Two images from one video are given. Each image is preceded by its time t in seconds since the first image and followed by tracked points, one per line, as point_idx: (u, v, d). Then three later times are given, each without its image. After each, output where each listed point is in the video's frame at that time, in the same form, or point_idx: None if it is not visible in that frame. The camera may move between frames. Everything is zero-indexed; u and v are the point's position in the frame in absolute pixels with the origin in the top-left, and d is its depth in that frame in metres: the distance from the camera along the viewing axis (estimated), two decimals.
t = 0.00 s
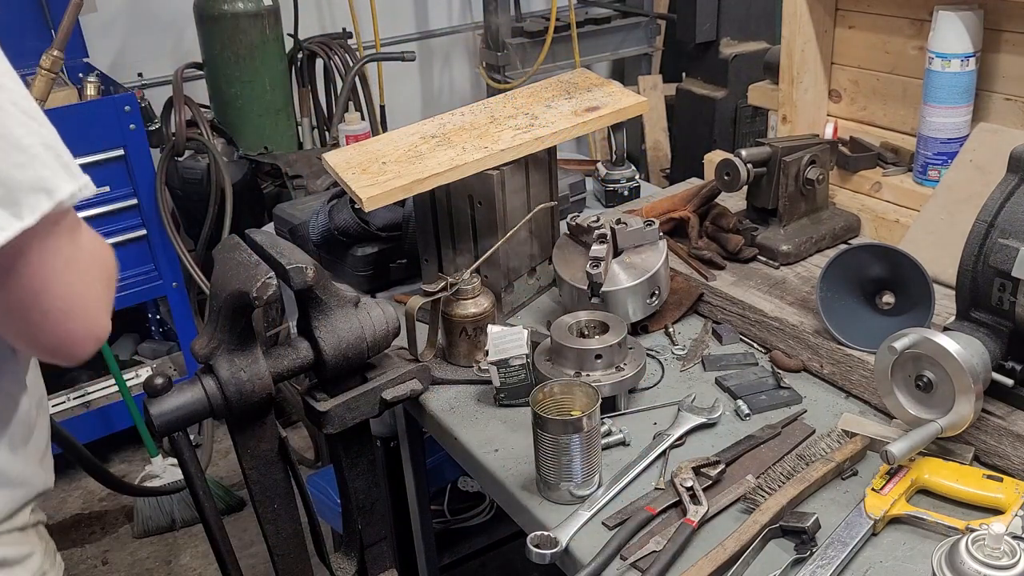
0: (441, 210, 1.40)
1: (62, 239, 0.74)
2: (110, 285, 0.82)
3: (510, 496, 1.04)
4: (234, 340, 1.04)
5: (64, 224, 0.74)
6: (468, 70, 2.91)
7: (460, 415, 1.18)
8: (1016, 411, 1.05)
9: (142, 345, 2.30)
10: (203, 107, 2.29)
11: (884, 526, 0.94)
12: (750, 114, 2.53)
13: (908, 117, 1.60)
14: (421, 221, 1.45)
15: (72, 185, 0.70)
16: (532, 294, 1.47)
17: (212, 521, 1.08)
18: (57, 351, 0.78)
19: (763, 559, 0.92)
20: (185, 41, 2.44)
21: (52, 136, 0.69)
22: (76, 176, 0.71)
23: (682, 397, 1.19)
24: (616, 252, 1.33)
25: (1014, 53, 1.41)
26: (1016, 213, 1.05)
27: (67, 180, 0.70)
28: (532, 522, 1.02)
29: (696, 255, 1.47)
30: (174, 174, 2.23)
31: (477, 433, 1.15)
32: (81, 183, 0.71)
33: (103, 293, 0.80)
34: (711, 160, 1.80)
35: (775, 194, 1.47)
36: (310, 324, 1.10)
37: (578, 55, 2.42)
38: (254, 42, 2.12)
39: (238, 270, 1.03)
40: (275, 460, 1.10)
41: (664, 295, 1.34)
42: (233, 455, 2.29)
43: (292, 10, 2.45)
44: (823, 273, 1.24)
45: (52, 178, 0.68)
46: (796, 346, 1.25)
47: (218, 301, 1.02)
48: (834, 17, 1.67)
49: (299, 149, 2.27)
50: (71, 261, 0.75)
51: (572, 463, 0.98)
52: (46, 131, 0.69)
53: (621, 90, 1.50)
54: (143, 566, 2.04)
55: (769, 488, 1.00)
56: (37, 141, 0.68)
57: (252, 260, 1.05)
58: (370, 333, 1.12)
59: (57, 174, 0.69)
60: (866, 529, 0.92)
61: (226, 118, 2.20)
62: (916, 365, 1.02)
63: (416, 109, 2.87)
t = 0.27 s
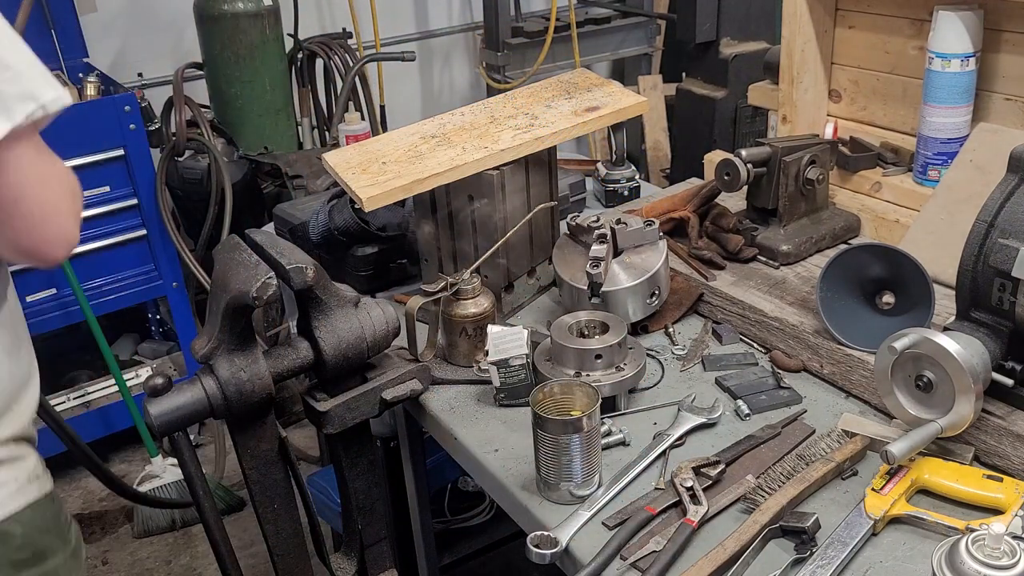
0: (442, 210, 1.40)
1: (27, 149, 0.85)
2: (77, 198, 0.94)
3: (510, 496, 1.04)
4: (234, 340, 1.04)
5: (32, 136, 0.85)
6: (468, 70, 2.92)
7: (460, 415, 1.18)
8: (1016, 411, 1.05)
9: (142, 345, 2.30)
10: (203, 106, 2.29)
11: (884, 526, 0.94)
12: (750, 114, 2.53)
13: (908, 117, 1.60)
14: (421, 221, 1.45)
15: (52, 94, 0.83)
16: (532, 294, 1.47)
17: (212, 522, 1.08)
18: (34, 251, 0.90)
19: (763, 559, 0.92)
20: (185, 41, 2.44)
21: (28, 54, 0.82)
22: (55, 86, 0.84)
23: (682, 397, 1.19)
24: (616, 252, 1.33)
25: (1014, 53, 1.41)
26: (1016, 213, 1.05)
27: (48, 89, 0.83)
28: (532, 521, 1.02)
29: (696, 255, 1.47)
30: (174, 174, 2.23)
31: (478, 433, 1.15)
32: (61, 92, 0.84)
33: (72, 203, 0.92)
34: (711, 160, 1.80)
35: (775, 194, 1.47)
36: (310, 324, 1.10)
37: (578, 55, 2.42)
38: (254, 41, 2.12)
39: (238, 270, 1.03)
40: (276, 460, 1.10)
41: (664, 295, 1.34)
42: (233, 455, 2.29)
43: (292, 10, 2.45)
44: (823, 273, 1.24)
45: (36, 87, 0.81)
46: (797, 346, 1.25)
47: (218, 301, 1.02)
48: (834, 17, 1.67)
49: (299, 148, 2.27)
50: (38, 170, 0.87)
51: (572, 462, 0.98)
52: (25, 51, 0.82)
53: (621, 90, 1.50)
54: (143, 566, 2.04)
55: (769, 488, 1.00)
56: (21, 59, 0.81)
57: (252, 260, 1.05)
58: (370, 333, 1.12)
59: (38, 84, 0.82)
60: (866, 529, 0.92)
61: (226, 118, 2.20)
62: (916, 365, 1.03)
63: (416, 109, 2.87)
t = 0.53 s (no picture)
0: (441, 210, 1.40)
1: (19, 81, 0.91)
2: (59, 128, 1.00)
3: (510, 496, 1.04)
4: (234, 340, 1.04)
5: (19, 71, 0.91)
6: (468, 70, 2.92)
7: (460, 415, 1.18)
8: (1016, 411, 1.05)
9: (142, 345, 2.30)
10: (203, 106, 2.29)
11: (884, 526, 0.94)
12: (750, 114, 2.53)
13: (908, 117, 1.60)
14: (421, 221, 1.45)
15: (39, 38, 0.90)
16: (532, 294, 1.47)
17: (211, 522, 1.08)
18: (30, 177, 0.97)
19: (763, 559, 0.92)
20: (185, 41, 2.44)
21: None
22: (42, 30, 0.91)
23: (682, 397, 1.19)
24: (616, 252, 1.33)
25: (1014, 53, 1.41)
26: (1016, 213, 1.05)
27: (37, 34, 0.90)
28: (531, 521, 1.02)
29: (696, 255, 1.47)
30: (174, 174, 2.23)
31: (478, 433, 1.15)
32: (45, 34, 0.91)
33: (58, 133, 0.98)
34: (711, 160, 1.80)
35: (775, 194, 1.47)
36: (310, 324, 1.10)
37: (578, 55, 2.42)
38: (254, 41, 2.12)
39: (238, 270, 1.03)
40: (276, 460, 1.10)
41: (664, 295, 1.34)
42: (233, 455, 2.29)
43: (292, 10, 2.45)
44: (823, 273, 1.24)
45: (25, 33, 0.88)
46: (797, 346, 1.25)
47: (218, 301, 1.02)
48: (834, 17, 1.67)
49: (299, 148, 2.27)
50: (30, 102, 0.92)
51: (572, 462, 0.98)
52: None
53: (621, 90, 1.50)
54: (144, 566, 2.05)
55: (769, 489, 1.00)
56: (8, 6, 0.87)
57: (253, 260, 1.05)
58: (370, 333, 1.12)
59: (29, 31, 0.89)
60: (866, 529, 0.92)
61: (226, 118, 2.20)
62: (916, 365, 1.02)
63: (416, 109, 2.87)
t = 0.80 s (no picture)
0: (442, 210, 1.40)
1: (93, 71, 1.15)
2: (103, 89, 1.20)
3: (510, 496, 1.04)
4: (234, 340, 1.04)
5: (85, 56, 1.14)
6: (467, 70, 2.92)
7: (460, 415, 1.19)
8: (1016, 411, 1.05)
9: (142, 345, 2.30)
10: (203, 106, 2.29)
11: (884, 526, 0.94)
12: (750, 114, 2.54)
13: (908, 117, 1.60)
14: (421, 221, 1.45)
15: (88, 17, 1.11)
16: (531, 294, 1.47)
17: (212, 523, 1.08)
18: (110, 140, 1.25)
19: (763, 559, 0.92)
20: (185, 41, 2.44)
21: None
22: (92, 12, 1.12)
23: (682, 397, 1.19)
24: (616, 252, 1.33)
25: (1014, 53, 1.41)
26: (1016, 213, 1.05)
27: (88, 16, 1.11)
28: (531, 521, 1.02)
29: (696, 255, 1.47)
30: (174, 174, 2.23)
31: (478, 433, 1.15)
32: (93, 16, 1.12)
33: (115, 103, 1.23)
34: (711, 160, 1.80)
35: (775, 194, 1.47)
36: (310, 324, 1.10)
37: (578, 55, 2.42)
38: (254, 41, 2.12)
39: (238, 270, 1.03)
40: (276, 460, 1.10)
41: (664, 295, 1.34)
42: (232, 455, 2.29)
43: (292, 11, 2.45)
44: (823, 273, 1.24)
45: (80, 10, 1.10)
46: (797, 346, 1.25)
47: (218, 301, 1.02)
48: (834, 17, 1.67)
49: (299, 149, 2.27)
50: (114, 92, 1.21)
51: (572, 462, 0.98)
52: None
53: (621, 90, 1.50)
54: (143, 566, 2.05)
55: (768, 489, 1.00)
56: None
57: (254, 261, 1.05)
58: (370, 332, 1.12)
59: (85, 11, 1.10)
60: (866, 529, 0.92)
61: (226, 118, 2.20)
62: (916, 365, 1.03)
63: (416, 110, 2.87)
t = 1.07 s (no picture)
0: (441, 210, 1.40)
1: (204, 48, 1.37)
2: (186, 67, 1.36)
3: (510, 496, 1.04)
4: (234, 340, 1.04)
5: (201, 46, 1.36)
6: (467, 70, 2.92)
7: (460, 414, 1.19)
8: (1016, 411, 1.05)
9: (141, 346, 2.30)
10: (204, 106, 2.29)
11: (884, 526, 0.94)
12: (750, 114, 2.54)
13: (908, 117, 1.60)
14: (421, 221, 1.45)
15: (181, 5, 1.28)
16: (532, 294, 1.47)
17: (212, 523, 1.08)
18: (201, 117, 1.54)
19: (763, 559, 0.92)
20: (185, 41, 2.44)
21: None
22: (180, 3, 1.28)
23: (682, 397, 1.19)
24: (616, 252, 1.33)
25: (1014, 53, 1.41)
26: (1016, 212, 1.05)
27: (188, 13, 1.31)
28: (531, 521, 1.02)
29: (696, 255, 1.47)
30: (174, 175, 2.23)
31: (477, 433, 1.15)
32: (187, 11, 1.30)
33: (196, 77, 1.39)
34: (711, 160, 1.80)
35: (774, 194, 1.47)
36: (310, 324, 1.10)
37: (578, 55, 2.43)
38: (254, 41, 2.12)
39: (237, 270, 1.03)
40: (275, 460, 1.10)
41: (664, 295, 1.34)
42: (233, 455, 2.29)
43: (292, 11, 2.45)
44: (823, 273, 1.24)
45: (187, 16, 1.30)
46: (797, 346, 1.25)
47: (218, 301, 1.02)
48: (834, 17, 1.67)
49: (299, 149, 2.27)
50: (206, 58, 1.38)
51: (572, 462, 0.98)
52: None
53: (621, 90, 1.50)
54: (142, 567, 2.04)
55: (769, 488, 1.00)
56: None
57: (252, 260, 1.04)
58: (370, 332, 1.12)
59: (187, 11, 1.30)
60: (866, 529, 0.92)
61: (226, 118, 2.21)
62: (916, 365, 1.03)
63: (416, 109, 2.87)
